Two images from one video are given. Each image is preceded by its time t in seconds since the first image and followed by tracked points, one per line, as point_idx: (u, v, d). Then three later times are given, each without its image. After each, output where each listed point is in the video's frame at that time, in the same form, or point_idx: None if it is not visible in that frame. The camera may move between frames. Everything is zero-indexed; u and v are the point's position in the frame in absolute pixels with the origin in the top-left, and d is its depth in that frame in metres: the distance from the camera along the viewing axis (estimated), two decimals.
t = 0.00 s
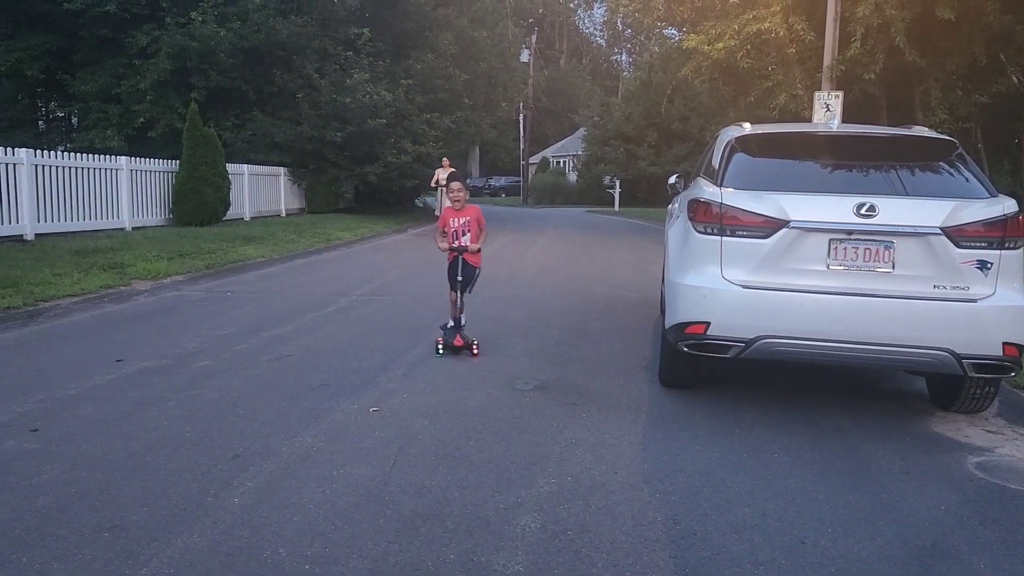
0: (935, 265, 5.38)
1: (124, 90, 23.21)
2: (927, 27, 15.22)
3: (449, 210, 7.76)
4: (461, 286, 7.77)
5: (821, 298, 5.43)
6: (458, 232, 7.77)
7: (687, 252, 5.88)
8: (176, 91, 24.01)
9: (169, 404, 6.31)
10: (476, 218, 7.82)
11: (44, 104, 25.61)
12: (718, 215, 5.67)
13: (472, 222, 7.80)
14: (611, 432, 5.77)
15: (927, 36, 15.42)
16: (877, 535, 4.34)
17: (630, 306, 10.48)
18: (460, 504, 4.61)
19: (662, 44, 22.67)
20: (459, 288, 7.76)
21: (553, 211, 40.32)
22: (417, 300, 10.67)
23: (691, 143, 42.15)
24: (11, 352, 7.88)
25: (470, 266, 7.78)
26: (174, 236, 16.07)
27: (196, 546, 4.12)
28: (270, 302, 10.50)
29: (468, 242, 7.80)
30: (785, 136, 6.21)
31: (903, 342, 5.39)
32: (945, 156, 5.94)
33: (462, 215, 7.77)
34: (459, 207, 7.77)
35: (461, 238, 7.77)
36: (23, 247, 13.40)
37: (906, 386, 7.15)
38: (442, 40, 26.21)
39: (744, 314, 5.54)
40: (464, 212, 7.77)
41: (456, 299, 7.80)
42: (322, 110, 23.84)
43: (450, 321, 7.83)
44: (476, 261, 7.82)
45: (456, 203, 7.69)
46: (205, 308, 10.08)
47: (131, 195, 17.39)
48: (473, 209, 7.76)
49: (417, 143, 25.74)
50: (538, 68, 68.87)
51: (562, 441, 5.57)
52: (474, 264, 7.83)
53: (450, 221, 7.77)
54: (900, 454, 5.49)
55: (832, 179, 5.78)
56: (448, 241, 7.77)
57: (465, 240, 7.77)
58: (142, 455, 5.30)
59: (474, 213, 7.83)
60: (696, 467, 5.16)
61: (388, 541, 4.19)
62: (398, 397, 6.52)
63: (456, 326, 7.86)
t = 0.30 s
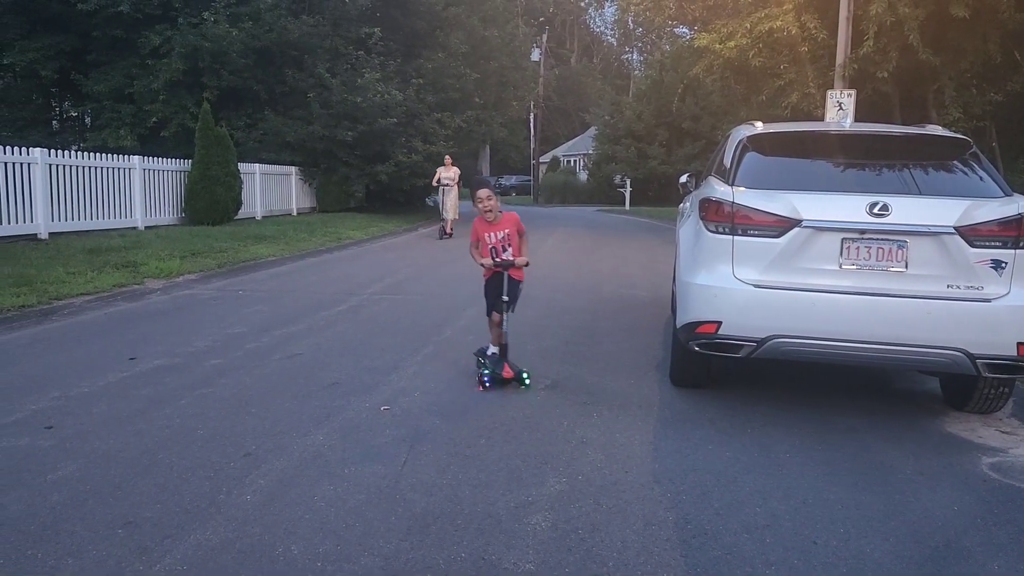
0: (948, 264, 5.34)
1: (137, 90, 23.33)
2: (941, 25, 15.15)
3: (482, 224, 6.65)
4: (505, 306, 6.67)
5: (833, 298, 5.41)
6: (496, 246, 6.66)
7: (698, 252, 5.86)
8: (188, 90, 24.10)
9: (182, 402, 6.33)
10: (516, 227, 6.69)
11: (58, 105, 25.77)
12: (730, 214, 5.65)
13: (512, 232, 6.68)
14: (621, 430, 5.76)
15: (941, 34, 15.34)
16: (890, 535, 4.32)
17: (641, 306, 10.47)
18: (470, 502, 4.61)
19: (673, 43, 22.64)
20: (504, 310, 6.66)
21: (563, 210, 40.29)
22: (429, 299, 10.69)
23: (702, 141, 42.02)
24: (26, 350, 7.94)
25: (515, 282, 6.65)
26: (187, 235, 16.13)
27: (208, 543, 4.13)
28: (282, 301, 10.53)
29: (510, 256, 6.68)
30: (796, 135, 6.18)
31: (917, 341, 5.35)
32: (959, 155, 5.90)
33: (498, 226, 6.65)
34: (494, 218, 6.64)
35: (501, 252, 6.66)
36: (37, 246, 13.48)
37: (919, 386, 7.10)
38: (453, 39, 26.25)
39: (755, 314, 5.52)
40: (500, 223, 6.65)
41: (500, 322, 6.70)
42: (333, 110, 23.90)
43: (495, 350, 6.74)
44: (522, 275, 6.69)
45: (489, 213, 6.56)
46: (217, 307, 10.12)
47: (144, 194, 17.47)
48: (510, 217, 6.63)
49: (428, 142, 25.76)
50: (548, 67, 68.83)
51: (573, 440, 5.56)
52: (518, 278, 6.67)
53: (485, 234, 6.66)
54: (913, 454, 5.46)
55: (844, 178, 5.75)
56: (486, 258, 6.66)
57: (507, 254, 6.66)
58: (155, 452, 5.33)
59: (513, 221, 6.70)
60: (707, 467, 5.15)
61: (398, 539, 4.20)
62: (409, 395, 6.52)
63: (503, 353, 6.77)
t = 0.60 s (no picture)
0: (965, 261, 5.30)
1: (152, 86, 23.44)
2: (957, 20, 15.04)
3: (523, 227, 5.67)
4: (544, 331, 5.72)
5: (848, 294, 5.37)
6: (539, 256, 5.65)
7: (711, 248, 5.84)
8: (203, 86, 24.19)
9: (196, 396, 6.36)
10: (565, 234, 5.65)
11: (74, 101, 25.91)
12: (744, 210, 5.63)
13: (559, 240, 5.64)
14: (634, 427, 5.74)
15: (958, 29, 15.24)
16: (904, 533, 4.30)
17: (653, 302, 10.45)
18: (482, 498, 4.61)
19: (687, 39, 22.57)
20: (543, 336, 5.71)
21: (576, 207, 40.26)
22: (441, 294, 10.70)
23: (716, 137, 41.87)
24: (42, 344, 7.98)
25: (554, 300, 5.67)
26: (201, 230, 16.19)
27: (221, 536, 4.15)
28: (295, 296, 10.56)
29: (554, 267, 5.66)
30: (811, 131, 6.15)
31: (932, 339, 5.31)
32: (975, 151, 5.85)
33: (542, 232, 5.63)
34: (539, 222, 5.64)
35: (543, 263, 5.65)
36: (53, 241, 13.55)
37: (933, 385, 7.06)
38: (466, 36, 26.24)
39: (769, 310, 5.49)
40: (544, 228, 5.63)
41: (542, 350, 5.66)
42: (347, 106, 23.95)
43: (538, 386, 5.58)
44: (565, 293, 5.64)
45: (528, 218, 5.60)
46: (231, 302, 10.15)
47: (159, 190, 17.55)
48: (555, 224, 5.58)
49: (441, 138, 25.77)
50: (561, 63, 68.73)
51: (585, 436, 5.55)
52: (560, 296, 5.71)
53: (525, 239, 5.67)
54: (927, 453, 5.43)
55: (859, 174, 5.72)
56: (528, 270, 5.69)
57: (551, 266, 5.65)
58: (170, 445, 5.35)
59: (563, 225, 5.64)
60: (720, 464, 5.13)
61: (411, 534, 4.20)
62: (421, 391, 6.52)
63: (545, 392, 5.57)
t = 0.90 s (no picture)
0: (982, 257, 5.25)
1: (166, 81, 23.53)
2: (975, 14, 14.93)
3: (583, 239, 4.51)
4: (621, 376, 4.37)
5: (863, 291, 5.34)
6: (603, 273, 4.46)
7: (725, 244, 5.81)
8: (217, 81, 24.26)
9: (210, 389, 6.39)
10: (635, 244, 4.46)
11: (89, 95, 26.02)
12: (758, 206, 5.60)
13: (628, 252, 4.45)
14: (646, 422, 5.74)
15: (975, 23, 15.12)
16: (919, 530, 4.27)
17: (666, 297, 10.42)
18: (494, 493, 4.61)
19: (701, 34, 22.50)
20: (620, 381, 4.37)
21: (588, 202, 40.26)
22: (454, 289, 10.71)
23: (730, 132, 41.73)
24: (58, 337, 8.02)
25: (634, 336, 4.35)
26: (215, 224, 16.25)
27: (235, 529, 4.16)
28: (309, 291, 10.58)
29: (624, 288, 4.46)
30: (828, 126, 6.11)
31: (950, 335, 5.27)
32: (994, 146, 5.80)
33: (606, 243, 4.45)
34: (602, 229, 4.47)
35: (609, 282, 4.45)
36: (69, 235, 13.62)
37: (948, 381, 7.01)
38: (479, 31, 26.24)
39: (783, 306, 5.47)
40: (608, 237, 4.46)
41: (620, 399, 4.42)
42: (360, 101, 23.99)
43: (612, 447, 4.44)
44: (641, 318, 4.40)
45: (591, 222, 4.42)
46: (244, 297, 10.18)
47: (173, 184, 17.61)
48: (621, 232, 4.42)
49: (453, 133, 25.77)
50: (574, 58, 68.62)
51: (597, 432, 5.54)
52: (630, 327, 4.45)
53: (586, 253, 4.49)
54: (942, 450, 5.39)
55: (876, 169, 5.67)
56: (592, 293, 4.48)
57: (620, 286, 4.46)
58: (184, 438, 5.37)
59: (631, 233, 4.47)
60: (733, 460, 5.11)
61: (423, 527, 4.20)
62: (433, 386, 6.52)
63: (628, 455, 4.46)
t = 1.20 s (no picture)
0: (1000, 251, 5.21)
1: (179, 74, 23.59)
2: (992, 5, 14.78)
3: (675, 266, 3.40)
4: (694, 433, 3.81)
5: (879, 285, 5.31)
6: (698, 313, 3.37)
7: (739, 237, 5.78)
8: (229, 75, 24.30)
9: (223, 382, 6.41)
10: (741, 276, 3.28)
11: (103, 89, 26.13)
12: (773, 199, 5.57)
13: (731, 288, 3.30)
14: (659, 417, 5.72)
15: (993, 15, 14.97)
16: (934, 527, 4.25)
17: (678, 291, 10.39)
18: (506, 486, 4.61)
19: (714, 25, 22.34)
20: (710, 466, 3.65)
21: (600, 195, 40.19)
22: (466, 282, 10.70)
23: (742, 125, 41.54)
24: (72, 330, 8.06)
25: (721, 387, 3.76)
26: (227, 218, 16.29)
27: (249, 520, 4.17)
28: (321, 284, 10.60)
29: (726, 336, 3.35)
30: (842, 119, 6.07)
31: (966, 330, 5.24)
32: (1012, 139, 5.74)
33: (702, 274, 3.32)
34: (698, 256, 3.33)
35: (705, 327, 3.37)
36: (83, 228, 13.68)
37: (963, 377, 6.97)
38: (491, 23, 26.09)
39: (797, 300, 5.44)
40: (705, 266, 3.31)
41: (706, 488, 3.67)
42: (371, 94, 24.00)
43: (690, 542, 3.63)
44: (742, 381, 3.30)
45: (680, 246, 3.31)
46: (257, 289, 10.20)
47: (186, 178, 17.67)
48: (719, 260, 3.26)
49: (465, 126, 25.76)
50: (586, 51, 68.46)
51: (609, 426, 5.53)
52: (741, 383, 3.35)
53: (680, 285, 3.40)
54: (958, 446, 5.36)
55: (891, 162, 5.63)
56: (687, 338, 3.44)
57: (720, 333, 3.36)
58: (198, 430, 5.39)
59: (737, 260, 3.28)
60: (746, 455, 5.09)
61: (436, 521, 4.21)
62: (445, 379, 6.51)
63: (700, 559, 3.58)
